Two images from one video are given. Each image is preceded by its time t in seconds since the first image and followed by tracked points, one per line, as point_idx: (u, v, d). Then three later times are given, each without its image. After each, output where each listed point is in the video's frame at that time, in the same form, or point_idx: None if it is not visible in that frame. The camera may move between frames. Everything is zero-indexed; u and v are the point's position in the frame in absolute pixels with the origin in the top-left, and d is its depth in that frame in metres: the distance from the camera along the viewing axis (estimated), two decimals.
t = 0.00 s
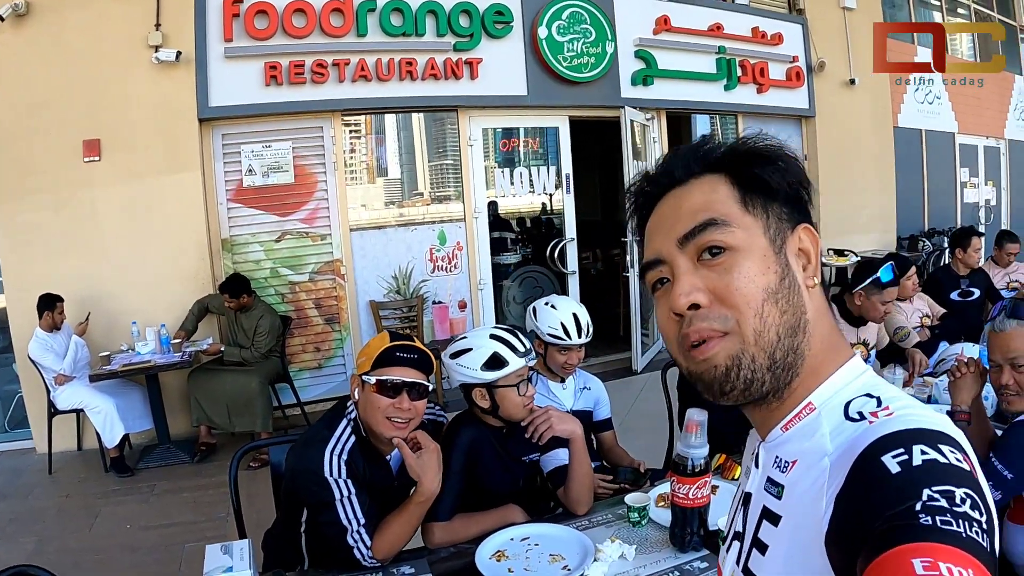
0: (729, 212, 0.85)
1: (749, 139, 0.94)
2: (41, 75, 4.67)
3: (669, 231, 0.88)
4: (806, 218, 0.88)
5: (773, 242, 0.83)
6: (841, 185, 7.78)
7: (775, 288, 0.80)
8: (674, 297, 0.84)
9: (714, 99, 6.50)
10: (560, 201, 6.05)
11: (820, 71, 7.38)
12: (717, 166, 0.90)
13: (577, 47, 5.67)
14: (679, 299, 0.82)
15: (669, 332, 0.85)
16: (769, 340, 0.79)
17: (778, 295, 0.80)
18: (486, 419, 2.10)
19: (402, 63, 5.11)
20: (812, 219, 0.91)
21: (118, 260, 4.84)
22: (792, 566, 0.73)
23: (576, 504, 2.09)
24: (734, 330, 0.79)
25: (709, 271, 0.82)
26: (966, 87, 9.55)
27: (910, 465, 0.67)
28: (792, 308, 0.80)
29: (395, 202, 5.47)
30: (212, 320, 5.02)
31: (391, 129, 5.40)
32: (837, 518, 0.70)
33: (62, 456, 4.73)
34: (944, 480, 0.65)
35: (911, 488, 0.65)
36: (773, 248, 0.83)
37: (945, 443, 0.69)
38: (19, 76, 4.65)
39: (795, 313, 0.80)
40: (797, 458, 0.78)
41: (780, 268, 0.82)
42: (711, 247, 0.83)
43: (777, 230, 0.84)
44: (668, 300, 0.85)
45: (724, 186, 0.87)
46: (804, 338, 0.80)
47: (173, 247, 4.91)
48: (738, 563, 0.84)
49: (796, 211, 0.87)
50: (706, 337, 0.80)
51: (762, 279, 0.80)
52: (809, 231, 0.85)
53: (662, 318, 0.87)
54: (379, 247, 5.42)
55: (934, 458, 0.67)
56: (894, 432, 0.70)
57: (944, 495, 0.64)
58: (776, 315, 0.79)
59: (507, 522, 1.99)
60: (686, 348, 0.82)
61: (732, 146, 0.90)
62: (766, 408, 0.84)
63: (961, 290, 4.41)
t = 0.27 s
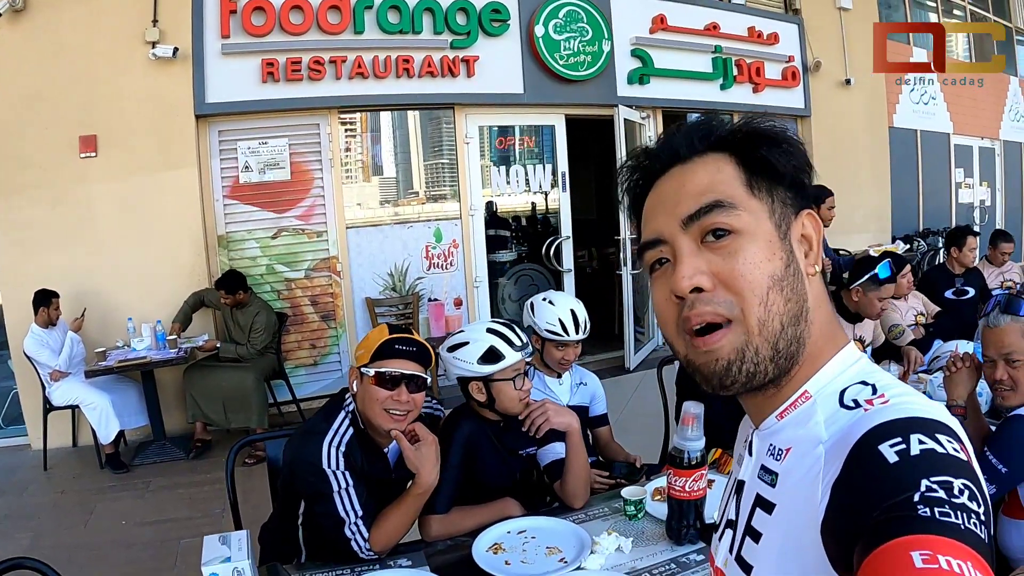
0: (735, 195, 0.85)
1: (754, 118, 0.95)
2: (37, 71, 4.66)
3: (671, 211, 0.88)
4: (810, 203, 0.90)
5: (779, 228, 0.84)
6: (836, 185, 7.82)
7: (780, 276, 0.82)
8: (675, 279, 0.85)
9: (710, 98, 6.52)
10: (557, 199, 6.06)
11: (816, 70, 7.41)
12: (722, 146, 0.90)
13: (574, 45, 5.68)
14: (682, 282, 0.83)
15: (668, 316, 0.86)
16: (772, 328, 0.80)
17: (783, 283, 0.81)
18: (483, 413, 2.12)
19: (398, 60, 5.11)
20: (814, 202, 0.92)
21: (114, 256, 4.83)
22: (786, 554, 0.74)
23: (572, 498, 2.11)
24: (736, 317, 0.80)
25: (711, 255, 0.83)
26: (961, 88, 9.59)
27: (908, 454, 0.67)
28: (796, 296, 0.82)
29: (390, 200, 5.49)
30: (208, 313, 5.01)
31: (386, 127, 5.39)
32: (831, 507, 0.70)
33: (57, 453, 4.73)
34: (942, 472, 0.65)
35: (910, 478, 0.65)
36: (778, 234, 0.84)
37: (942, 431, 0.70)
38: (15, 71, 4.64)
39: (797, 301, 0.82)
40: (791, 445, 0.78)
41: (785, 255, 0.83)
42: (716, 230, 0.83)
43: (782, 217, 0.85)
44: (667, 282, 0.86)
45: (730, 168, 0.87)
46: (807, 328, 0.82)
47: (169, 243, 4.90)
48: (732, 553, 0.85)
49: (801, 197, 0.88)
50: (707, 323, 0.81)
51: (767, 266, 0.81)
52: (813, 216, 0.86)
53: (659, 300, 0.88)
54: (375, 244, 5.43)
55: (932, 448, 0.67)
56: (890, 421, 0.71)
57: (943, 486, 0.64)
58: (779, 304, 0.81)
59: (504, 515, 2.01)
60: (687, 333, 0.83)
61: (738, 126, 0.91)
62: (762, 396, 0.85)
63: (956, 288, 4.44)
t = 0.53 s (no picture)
0: (768, 184, 0.84)
1: (790, 101, 0.92)
2: (33, 69, 4.65)
3: (701, 195, 0.87)
4: (838, 196, 0.90)
5: (810, 222, 0.84)
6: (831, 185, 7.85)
7: (809, 271, 0.82)
8: (702, 266, 0.85)
9: (705, 98, 6.55)
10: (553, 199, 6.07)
11: (811, 71, 7.44)
12: (757, 129, 0.88)
13: (570, 45, 5.70)
14: (710, 271, 0.83)
15: (692, 304, 0.87)
16: (798, 323, 0.81)
17: (811, 278, 0.82)
18: (481, 409, 2.13)
19: (395, 60, 5.12)
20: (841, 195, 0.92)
21: (110, 255, 4.82)
22: (783, 545, 0.75)
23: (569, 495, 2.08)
24: (764, 309, 0.81)
25: (742, 245, 0.83)
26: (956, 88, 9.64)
27: (914, 453, 0.67)
28: (822, 292, 0.82)
29: (385, 200, 5.48)
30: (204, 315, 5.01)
31: (381, 126, 5.39)
32: (833, 501, 0.71)
33: (53, 452, 4.72)
34: (947, 475, 0.65)
35: (914, 479, 0.66)
36: (808, 227, 0.84)
37: (949, 434, 0.70)
38: (10, 70, 4.63)
39: (824, 297, 0.82)
40: (797, 438, 0.79)
41: (814, 251, 0.83)
42: (747, 220, 0.83)
43: (814, 210, 0.85)
44: (693, 269, 0.87)
45: (766, 155, 0.86)
46: (832, 324, 0.82)
47: (165, 242, 4.90)
48: (730, 543, 0.86)
49: (830, 189, 0.88)
50: (734, 313, 0.82)
51: (797, 261, 0.82)
52: (842, 211, 0.86)
53: (683, 284, 0.89)
54: (371, 243, 5.43)
55: (938, 449, 0.67)
56: (898, 420, 0.70)
57: (947, 489, 0.65)
58: (807, 299, 0.81)
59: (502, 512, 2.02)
60: (712, 321, 0.84)
61: (774, 110, 0.88)
62: (777, 387, 0.86)
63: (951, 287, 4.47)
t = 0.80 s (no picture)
0: (803, 185, 0.82)
1: (831, 102, 0.89)
2: (28, 68, 4.63)
3: (734, 190, 0.85)
4: (871, 202, 0.87)
5: (841, 227, 0.82)
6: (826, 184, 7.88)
7: (835, 276, 0.81)
8: (728, 263, 0.84)
9: (700, 98, 6.58)
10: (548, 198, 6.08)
11: (806, 71, 7.47)
12: (797, 129, 0.86)
13: (566, 45, 5.71)
14: (736, 268, 0.82)
15: (712, 299, 0.87)
16: (819, 327, 0.80)
17: (837, 283, 0.81)
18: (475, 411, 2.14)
19: (391, 60, 5.12)
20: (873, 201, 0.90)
21: (106, 254, 4.81)
22: (782, 548, 0.76)
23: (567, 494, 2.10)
24: (786, 309, 0.80)
25: (770, 244, 0.81)
26: (950, 88, 9.69)
27: (922, 464, 0.68)
28: (845, 298, 0.81)
29: (379, 200, 5.47)
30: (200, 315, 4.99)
31: (376, 126, 5.39)
32: (836, 507, 0.71)
33: (49, 452, 4.71)
34: (954, 487, 0.66)
35: (922, 490, 0.66)
36: (839, 233, 0.82)
37: (960, 447, 0.70)
38: (5, 69, 4.61)
39: (848, 303, 0.81)
40: (805, 443, 0.80)
41: (843, 256, 0.82)
42: (777, 221, 0.82)
43: (845, 215, 0.83)
44: (717, 265, 0.86)
45: (804, 157, 0.83)
46: (853, 331, 0.81)
47: (161, 242, 4.89)
48: (730, 542, 0.88)
49: (864, 195, 0.86)
50: (755, 311, 0.82)
51: (826, 265, 0.80)
52: (874, 219, 0.84)
53: (706, 278, 0.88)
54: (367, 243, 5.43)
55: (947, 462, 0.68)
56: (908, 430, 0.71)
57: (954, 502, 0.65)
58: (831, 304, 0.80)
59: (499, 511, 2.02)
60: (733, 318, 0.84)
61: (816, 110, 0.85)
62: (790, 389, 0.86)
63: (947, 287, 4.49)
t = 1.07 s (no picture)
0: (803, 185, 0.83)
1: (833, 103, 0.90)
2: (24, 66, 4.61)
3: (736, 190, 0.86)
4: (872, 204, 0.88)
5: (842, 227, 0.83)
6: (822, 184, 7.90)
7: (836, 275, 0.81)
8: (729, 262, 0.85)
9: (696, 98, 6.59)
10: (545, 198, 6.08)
11: (802, 71, 7.49)
12: (798, 130, 0.86)
13: (562, 44, 5.71)
14: (737, 266, 0.83)
15: (713, 298, 0.88)
16: (820, 326, 0.81)
17: (838, 283, 0.81)
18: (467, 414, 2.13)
19: (387, 58, 5.11)
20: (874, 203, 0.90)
21: (102, 253, 4.80)
22: (784, 548, 0.77)
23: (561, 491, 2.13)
24: (787, 307, 0.81)
25: (770, 243, 0.82)
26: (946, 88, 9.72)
27: (923, 464, 0.68)
28: (846, 298, 0.81)
29: (375, 199, 5.47)
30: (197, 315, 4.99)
31: (372, 125, 5.39)
32: (837, 508, 0.72)
33: (45, 452, 4.69)
34: (956, 488, 0.66)
35: (922, 490, 0.66)
36: (840, 233, 0.82)
37: (961, 448, 0.70)
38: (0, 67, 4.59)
39: (848, 304, 0.82)
40: (806, 444, 0.81)
41: (843, 256, 0.82)
42: (778, 220, 0.82)
43: (846, 216, 0.83)
44: (719, 264, 0.87)
45: (805, 158, 0.84)
46: (853, 332, 0.82)
47: (157, 241, 4.87)
48: (731, 543, 0.89)
49: (865, 196, 0.86)
50: (756, 310, 0.82)
51: (826, 265, 0.81)
52: (874, 219, 0.85)
53: (708, 278, 0.89)
54: (363, 242, 5.42)
55: (948, 462, 0.68)
56: (910, 431, 0.71)
57: (956, 502, 0.65)
58: (832, 303, 0.81)
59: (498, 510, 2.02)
60: (734, 316, 0.84)
61: (817, 111, 0.86)
62: (792, 390, 0.87)
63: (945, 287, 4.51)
